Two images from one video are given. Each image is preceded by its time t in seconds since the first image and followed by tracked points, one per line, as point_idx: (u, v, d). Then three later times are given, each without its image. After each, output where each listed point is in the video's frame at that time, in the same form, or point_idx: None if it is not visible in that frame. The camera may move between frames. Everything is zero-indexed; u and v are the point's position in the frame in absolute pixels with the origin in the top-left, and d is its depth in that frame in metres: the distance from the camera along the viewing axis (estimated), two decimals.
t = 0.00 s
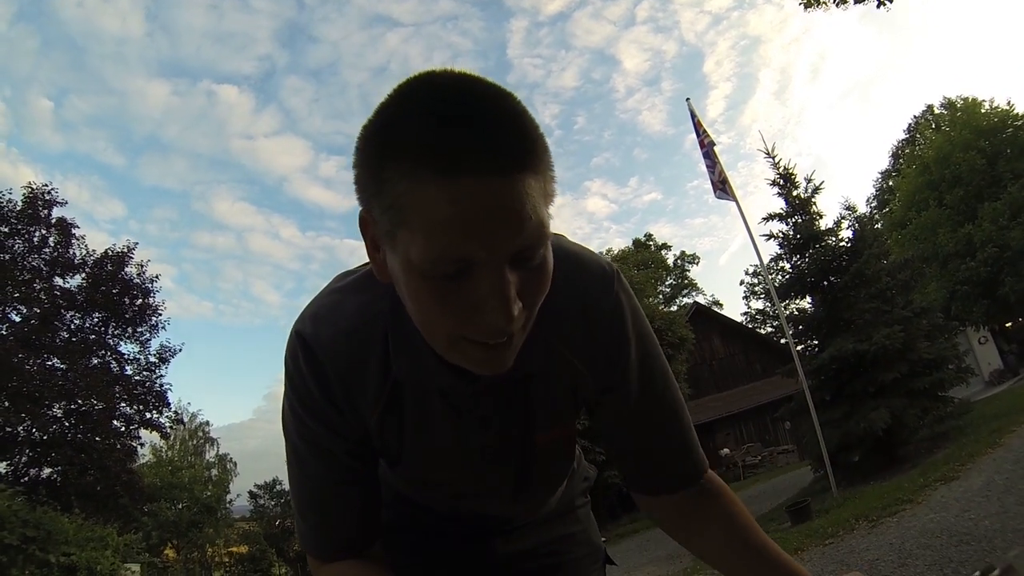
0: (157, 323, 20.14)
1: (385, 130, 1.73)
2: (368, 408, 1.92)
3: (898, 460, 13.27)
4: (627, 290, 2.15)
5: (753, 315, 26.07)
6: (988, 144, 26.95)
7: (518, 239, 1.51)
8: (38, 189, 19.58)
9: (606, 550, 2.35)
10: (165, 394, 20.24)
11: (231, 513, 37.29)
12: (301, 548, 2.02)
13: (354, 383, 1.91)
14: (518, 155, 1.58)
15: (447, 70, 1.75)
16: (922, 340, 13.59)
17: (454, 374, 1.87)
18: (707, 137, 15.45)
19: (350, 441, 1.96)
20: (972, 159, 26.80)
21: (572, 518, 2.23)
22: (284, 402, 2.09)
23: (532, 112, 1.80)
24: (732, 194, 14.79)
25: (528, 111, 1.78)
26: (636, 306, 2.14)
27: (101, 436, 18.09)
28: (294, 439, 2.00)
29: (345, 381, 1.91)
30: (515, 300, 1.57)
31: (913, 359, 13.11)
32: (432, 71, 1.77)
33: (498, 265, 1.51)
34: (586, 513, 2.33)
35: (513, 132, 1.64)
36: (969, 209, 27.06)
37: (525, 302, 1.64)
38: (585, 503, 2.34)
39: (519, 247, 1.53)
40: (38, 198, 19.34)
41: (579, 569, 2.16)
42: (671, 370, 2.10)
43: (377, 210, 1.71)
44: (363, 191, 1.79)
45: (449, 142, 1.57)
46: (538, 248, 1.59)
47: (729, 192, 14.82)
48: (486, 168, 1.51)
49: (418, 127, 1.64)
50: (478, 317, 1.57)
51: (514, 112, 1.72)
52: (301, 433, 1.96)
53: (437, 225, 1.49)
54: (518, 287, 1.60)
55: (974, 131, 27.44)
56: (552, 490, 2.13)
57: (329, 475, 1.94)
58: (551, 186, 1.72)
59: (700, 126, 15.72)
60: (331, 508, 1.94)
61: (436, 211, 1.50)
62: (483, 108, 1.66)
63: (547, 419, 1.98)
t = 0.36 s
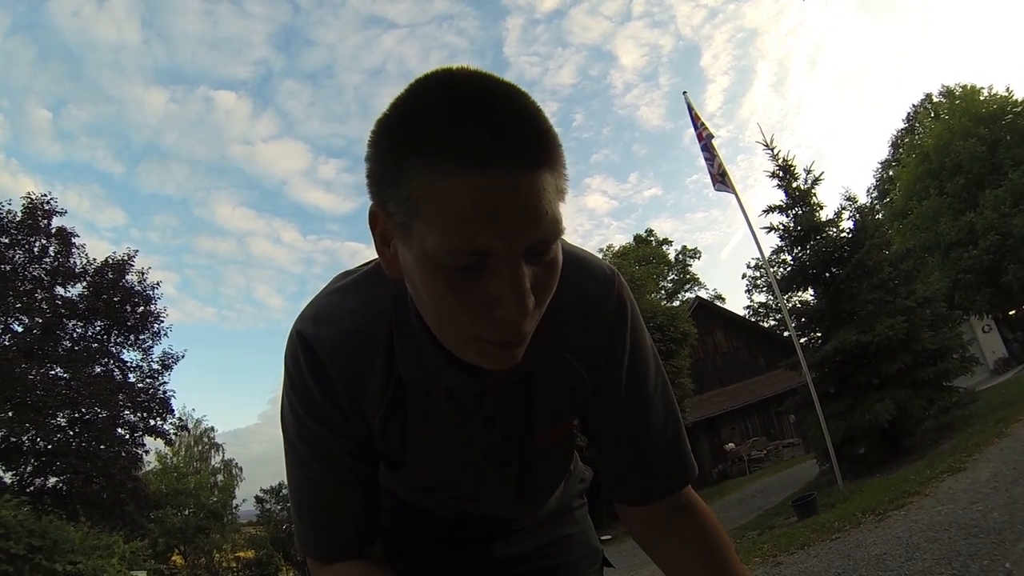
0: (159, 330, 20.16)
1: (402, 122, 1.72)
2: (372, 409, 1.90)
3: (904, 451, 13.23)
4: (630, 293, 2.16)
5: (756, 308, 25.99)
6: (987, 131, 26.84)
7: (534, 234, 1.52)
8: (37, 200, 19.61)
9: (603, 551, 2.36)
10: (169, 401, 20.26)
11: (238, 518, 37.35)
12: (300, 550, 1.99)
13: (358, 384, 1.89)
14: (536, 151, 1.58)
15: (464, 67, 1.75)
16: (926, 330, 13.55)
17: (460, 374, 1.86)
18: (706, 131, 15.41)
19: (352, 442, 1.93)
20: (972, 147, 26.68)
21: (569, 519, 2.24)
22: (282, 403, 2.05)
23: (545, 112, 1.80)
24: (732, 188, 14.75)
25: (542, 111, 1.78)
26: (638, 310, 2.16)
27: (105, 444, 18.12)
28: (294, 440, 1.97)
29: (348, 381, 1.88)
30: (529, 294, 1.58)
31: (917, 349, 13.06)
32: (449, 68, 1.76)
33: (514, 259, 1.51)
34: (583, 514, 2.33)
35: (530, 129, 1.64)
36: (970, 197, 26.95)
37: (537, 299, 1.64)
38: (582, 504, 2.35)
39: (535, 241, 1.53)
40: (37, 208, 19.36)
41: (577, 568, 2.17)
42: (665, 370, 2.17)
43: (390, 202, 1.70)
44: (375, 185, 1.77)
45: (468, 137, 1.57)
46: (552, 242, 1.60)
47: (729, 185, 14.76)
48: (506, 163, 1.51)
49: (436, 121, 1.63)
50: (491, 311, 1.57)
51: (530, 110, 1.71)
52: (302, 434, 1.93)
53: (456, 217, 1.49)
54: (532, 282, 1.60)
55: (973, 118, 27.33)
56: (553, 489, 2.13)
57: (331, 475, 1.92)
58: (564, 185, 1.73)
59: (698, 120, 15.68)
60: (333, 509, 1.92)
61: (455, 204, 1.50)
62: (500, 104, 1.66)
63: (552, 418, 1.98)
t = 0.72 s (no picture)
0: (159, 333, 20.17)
1: (416, 122, 1.72)
2: (375, 407, 1.88)
3: (905, 458, 13.18)
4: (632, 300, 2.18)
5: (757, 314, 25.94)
6: (988, 137, 26.87)
7: (545, 234, 1.54)
8: (38, 202, 19.65)
9: (596, 554, 2.38)
10: (169, 405, 20.24)
11: (237, 523, 37.23)
12: (299, 548, 1.97)
13: (362, 382, 1.87)
14: (550, 153, 1.61)
15: (478, 70, 1.76)
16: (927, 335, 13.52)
17: (464, 374, 1.85)
18: (706, 136, 15.42)
19: (354, 441, 1.91)
20: (972, 152, 26.70)
21: (563, 519, 2.26)
22: (283, 401, 2.03)
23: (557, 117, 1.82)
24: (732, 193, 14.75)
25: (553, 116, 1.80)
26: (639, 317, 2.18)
27: (105, 446, 18.10)
28: (295, 437, 1.95)
29: (352, 379, 1.87)
30: (538, 294, 1.60)
31: (918, 355, 13.03)
32: (464, 70, 1.77)
33: (525, 258, 1.53)
34: (577, 515, 2.35)
35: (543, 132, 1.66)
36: (971, 203, 26.95)
37: (544, 299, 1.66)
38: (576, 506, 2.37)
39: (545, 242, 1.56)
40: (39, 211, 19.41)
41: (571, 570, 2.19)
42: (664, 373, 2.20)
43: (402, 199, 1.70)
44: (387, 182, 1.77)
45: (484, 135, 1.58)
46: (562, 244, 1.63)
47: (729, 190, 14.77)
48: (521, 163, 1.53)
49: (452, 119, 1.64)
50: (500, 310, 1.58)
51: (543, 113, 1.73)
52: (303, 432, 1.90)
53: (470, 215, 1.50)
54: (541, 282, 1.62)
55: (974, 124, 27.36)
56: (551, 490, 2.14)
57: (333, 474, 1.90)
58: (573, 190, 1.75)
59: (698, 125, 15.70)
60: (335, 509, 1.90)
61: (469, 200, 1.51)
62: (515, 106, 1.68)
63: (554, 420, 1.98)
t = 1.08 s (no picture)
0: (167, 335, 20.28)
1: (424, 123, 1.71)
2: (376, 408, 1.88)
3: (913, 457, 13.10)
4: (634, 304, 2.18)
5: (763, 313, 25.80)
6: (995, 133, 26.69)
7: (551, 238, 1.55)
8: (46, 205, 19.76)
9: (594, 555, 2.39)
10: (176, 406, 20.36)
11: (245, 523, 37.41)
12: (298, 547, 1.97)
13: (364, 382, 1.87)
14: (557, 157, 1.61)
15: (487, 71, 1.75)
16: (935, 333, 13.42)
17: (465, 374, 1.85)
18: (711, 135, 15.36)
19: (354, 440, 1.90)
20: (980, 149, 26.51)
21: (561, 520, 2.27)
22: (283, 399, 2.03)
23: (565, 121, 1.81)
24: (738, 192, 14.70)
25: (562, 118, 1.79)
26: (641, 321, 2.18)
27: (113, 447, 18.19)
28: (295, 435, 1.94)
29: (353, 377, 1.86)
30: (542, 300, 1.60)
31: (926, 353, 12.94)
32: (472, 72, 1.77)
33: (530, 264, 1.54)
34: (575, 516, 2.37)
35: (552, 138, 1.66)
36: (979, 200, 26.76)
37: (549, 302, 1.66)
38: (574, 506, 2.38)
39: (551, 246, 1.56)
40: (46, 214, 19.52)
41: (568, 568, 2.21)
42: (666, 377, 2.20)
43: (408, 200, 1.69)
44: (393, 184, 1.76)
45: (492, 138, 1.58)
46: (566, 250, 1.63)
47: (734, 189, 14.72)
48: (528, 168, 1.53)
49: (459, 121, 1.64)
50: (505, 315, 1.58)
51: (552, 117, 1.72)
52: (303, 431, 1.90)
53: (477, 220, 1.50)
54: (545, 287, 1.62)
55: (981, 121, 27.18)
56: (550, 490, 2.14)
57: (332, 473, 1.89)
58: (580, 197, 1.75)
59: (703, 124, 15.64)
60: (335, 509, 1.90)
61: (476, 203, 1.51)
62: (523, 109, 1.68)
63: (554, 424, 1.98)
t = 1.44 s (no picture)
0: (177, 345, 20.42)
1: (429, 126, 1.71)
2: (376, 409, 1.88)
3: (927, 450, 12.98)
4: (638, 305, 2.17)
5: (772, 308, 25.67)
6: (1002, 121, 26.46)
7: (556, 246, 1.54)
8: (55, 220, 19.95)
9: (595, 553, 2.40)
10: (188, 415, 20.50)
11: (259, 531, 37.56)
12: (298, 546, 1.97)
13: (364, 384, 1.87)
14: (563, 162, 1.60)
15: (492, 75, 1.75)
16: (946, 324, 13.29)
17: (465, 376, 1.85)
18: (714, 131, 15.32)
19: (354, 440, 1.90)
20: (986, 137, 26.29)
21: (561, 518, 2.28)
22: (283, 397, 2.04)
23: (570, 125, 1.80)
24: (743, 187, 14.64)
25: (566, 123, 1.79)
26: (644, 322, 2.17)
27: (126, 458, 18.28)
28: (294, 434, 1.95)
29: (353, 378, 1.87)
30: (546, 304, 1.59)
31: (936, 345, 12.83)
32: (478, 76, 1.76)
33: (534, 270, 1.53)
34: (575, 513, 2.38)
35: (557, 143, 1.65)
36: (987, 188, 26.52)
37: (552, 307, 1.66)
38: (574, 504, 2.39)
39: (555, 253, 1.55)
40: (56, 228, 19.70)
41: (570, 566, 2.22)
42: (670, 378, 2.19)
43: (410, 204, 1.68)
44: (395, 187, 1.76)
45: (497, 142, 1.57)
46: (571, 256, 1.62)
47: (739, 185, 14.66)
48: (533, 175, 1.52)
49: (463, 125, 1.63)
50: (508, 320, 1.58)
51: (556, 122, 1.71)
52: (303, 429, 1.90)
53: (481, 226, 1.50)
54: (549, 292, 1.61)
55: (987, 109, 26.96)
56: (551, 488, 2.14)
57: (332, 473, 1.90)
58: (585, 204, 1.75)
59: (706, 121, 15.60)
60: (335, 511, 1.89)
61: (480, 210, 1.50)
62: (526, 113, 1.67)
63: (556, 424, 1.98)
